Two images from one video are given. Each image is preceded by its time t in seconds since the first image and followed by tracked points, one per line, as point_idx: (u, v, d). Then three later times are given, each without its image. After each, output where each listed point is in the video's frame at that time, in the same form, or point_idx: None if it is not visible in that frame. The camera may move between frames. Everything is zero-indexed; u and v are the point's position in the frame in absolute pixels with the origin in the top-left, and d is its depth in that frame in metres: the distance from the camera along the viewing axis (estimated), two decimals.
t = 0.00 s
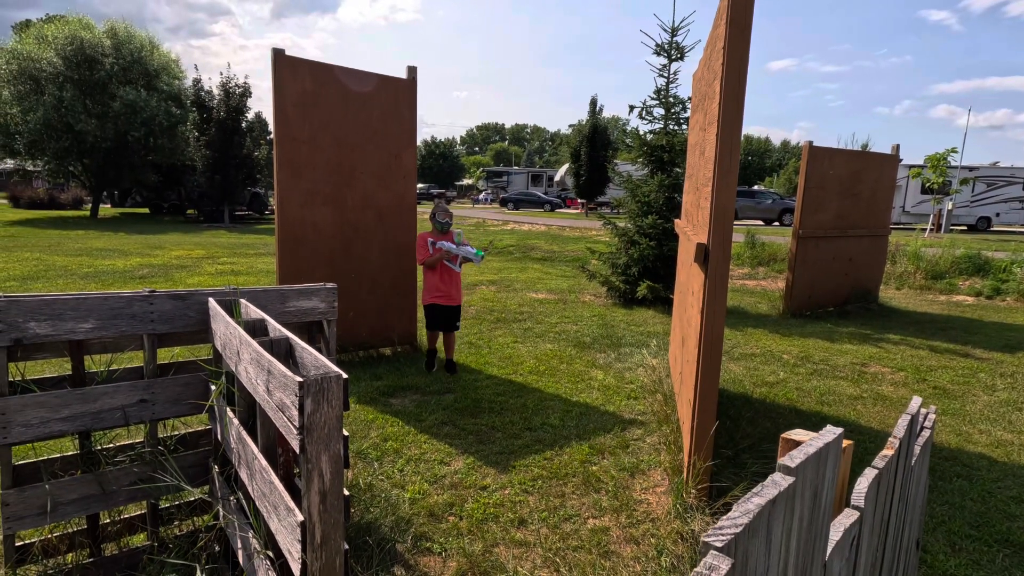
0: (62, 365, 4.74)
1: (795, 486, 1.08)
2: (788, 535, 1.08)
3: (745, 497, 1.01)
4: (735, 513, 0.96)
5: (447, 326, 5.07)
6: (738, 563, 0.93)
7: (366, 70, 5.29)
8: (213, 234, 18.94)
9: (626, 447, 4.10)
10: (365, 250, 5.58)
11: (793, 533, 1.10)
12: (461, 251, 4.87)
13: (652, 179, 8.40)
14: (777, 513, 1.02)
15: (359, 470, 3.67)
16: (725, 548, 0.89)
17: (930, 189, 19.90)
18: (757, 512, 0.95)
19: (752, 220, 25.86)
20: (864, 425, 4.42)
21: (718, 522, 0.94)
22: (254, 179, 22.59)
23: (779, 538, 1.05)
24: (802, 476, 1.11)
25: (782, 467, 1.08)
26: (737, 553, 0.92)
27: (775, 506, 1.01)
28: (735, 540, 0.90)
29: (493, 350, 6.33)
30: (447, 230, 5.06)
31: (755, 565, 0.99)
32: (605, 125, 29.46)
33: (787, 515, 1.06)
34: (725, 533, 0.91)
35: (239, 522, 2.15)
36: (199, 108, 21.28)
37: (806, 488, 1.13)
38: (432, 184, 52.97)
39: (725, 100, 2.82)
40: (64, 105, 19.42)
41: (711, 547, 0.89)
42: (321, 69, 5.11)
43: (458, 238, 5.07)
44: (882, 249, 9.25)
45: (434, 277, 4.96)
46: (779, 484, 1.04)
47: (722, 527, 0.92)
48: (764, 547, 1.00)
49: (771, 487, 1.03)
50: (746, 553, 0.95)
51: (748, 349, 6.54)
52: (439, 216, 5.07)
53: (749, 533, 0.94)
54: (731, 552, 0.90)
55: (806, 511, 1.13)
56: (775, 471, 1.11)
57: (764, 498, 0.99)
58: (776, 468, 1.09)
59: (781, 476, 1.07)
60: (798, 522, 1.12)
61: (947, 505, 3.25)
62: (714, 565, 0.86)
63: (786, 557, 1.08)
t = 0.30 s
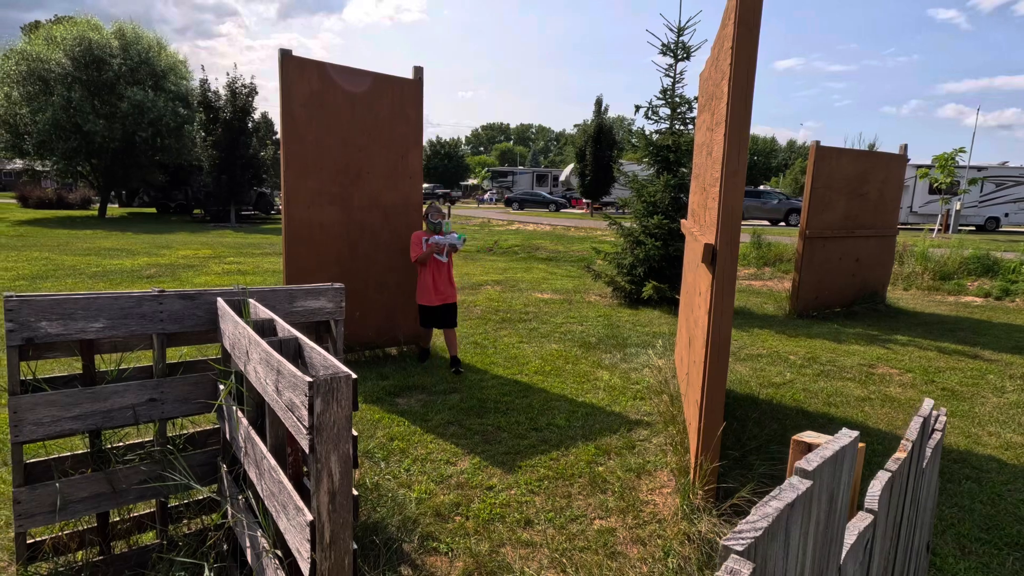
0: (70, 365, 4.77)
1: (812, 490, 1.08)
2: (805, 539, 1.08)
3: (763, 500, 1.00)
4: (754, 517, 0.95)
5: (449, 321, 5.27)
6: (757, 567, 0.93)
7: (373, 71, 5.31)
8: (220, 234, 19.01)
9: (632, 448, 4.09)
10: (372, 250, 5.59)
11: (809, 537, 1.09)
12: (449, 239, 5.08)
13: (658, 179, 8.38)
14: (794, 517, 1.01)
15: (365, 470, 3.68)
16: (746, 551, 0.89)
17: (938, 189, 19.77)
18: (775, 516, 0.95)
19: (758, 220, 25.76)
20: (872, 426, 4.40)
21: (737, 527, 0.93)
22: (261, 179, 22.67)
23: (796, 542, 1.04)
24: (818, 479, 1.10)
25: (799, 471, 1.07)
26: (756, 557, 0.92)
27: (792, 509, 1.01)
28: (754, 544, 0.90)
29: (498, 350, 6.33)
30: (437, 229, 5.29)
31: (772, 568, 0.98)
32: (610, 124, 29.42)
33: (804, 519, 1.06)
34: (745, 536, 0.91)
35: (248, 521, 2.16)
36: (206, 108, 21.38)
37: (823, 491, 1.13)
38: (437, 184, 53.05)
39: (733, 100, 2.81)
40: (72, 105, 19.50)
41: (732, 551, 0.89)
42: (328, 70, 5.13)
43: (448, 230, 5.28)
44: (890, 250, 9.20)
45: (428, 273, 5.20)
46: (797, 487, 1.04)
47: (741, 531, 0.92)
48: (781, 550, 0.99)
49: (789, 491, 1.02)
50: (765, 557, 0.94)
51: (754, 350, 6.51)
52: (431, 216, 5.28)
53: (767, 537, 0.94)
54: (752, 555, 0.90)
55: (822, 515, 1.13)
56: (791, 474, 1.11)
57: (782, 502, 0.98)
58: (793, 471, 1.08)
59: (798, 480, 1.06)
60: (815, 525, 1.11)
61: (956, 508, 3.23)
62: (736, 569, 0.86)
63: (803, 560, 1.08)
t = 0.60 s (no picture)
0: (76, 365, 4.78)
1: (825, 494, 1.07)
2: (817, 543, 1.07)
3: (778, 505, 1.00)
4: (769, 521, 0.95)
5: (452, 313, 5.35)
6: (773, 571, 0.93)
7: (377, 71, 5.32)
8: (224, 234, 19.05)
9: (636, 449, 4.08)
10: (376, 250, 5.60)
11: (822, 541, 1.09)
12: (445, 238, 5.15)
13: (661, 179, 8.38)
14: (809, 521, 1.01)
15: (370, 470, 3.68)
16: (762, 556, 0.88)
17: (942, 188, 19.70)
18: (791, 520, 0.94)
19: (761, 220, 25.70)
20: (877, 428, 4.38)
21: (753, 531, 0.93)
22: (264, 179, 22.71)
23: (810, 546, 1.04)
24: (832, 483, 1.10)
25: (812, 475, 1.07)
26: (772, 561, 0.91)
27: (808, 513, 1.01)
28: (770, 549, 0.89)
29: (502, 350, 6.34)
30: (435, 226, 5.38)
31: (787, 573, 0.98)
32: (613, 124, 29.40)
33: (817, 522, 1.05)
34: (762, 541, 0.90)
35: (254, 522, 2.16)
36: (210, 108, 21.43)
37: (835, 495, 1.12)
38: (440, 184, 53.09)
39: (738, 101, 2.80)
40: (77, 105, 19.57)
41: (749, 556, 0.88)
42: (332, 70, 5.13)
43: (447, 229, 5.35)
44: (894, 250, 9.17)
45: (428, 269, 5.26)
46: (811, 492, 1.03)
47: (757, 536, 0.91)
48: (796, 555, 0.99)
49: (803, 495, 1.02)
50: (781, 561, 0.94)
51: (758, 350, 6.50)
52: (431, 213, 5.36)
53: (783, 541, 0.93)
54: (768, 560, 0.90)
55: (834, 518, 1.12)
56: (804, 478, 1.10)
57: (797, 506, 0.98)
58: (806, 475, 1.08)
59: (811, 484, 1.06)
60: (827, 529, 1.11)
61: (961, 510, 3.22)
62: (753, 572, 0.84)
63: (816, 564, 1.07)
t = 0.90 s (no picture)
0: (75, 365, 4.79)
1: (824, 496, 1.08)
2: (816, 545, 1.07)
3: (776, 507, 1.00)
4: (768, 524, 0.95)
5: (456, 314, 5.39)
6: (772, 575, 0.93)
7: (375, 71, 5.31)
8: (223, 234, 19.02)
9: (635, 449, 4.09)
10: (375, 251, 5.60)
11: (821, 543, 1.09)
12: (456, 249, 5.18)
13: (660, 179, 8.39)
14: (808, 523, 1.01)
15: (369, 471, 3.68)
16: (761, 559, 0.89)
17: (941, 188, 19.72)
18: (789, 522, 0.95)
19: (760, 220, 25.72)
20: (876, 428, 4.39)
21: (751, 534, 0.93)
22: (263, 179, 22.70)
23: (809, 547, 1.04)
24: (830, 485, 1.10)
25: (811, 478, 1.07)
26: (771, 564, 0.91)
27: (806, 516, 1.01)
28: (769, 551, 0.89)
29: (501, 351, 6.34)
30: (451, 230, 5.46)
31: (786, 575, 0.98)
32: (612, 125, 29.40)
33: (816, 525, 1.06)
34: (761, 543, 0.90)
35: (254, 522, 2.16)
36: (209, 108, 21.42)
37: (834, 497, 1.13)
38: (439, 184, 53.13)
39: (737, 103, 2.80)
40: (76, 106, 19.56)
41: (747, 558, 0.88)
42: (331, 70, 5.13)
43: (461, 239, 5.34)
44: (893, 250, 9.18)
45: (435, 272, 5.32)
46: (810, 494, 1.03)
47: (756, 538, 0.91)
48: (795, 557, 0.99)
49: (802, 497, 1.02)
50: (779, 564, 0.94)
51: (757, 350, 6.50)
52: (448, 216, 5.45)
53: (782, 544, 0.93)
54: (767, 562, 0.90)
55: (833, 520, 1.13)
56: (803, 481, 1.10)
57: (796, 509, 0.98)
58: (805, 477, 1.08)
59: (810, 486, 1.06)
60: (826, 531, 1.11)
61: (960, 510, 3.23)
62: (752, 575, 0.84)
63: (815, 566, 1.07)
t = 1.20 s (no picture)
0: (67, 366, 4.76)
1: (814, 493, 1.08)
2: (806, 543, 1.07)
3: (766, 504, 1.00)
4: (757, 521, 0.95)
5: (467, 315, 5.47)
6: (762, 572, 0.92)
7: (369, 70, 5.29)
8: (217, 234, 18.94)
9: (631, 448, 4.09)
10: (369, 250, 5.58)
11: (812, 540, 1.09)
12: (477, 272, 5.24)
13: (656, 179, 8.39)
14: (797, 521, 1.01)
15: (364, 471, 3.67)
16: (750, 556, 0.88)
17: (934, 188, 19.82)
18: (779, 520, 0.95)
19: (755, 220, 25.79)
20: (870, 426, 4.41)
21: (741, 532, 0.92)
22: (258, 179, 22.62)
23: (799, 545, 1.04)
24: (820, 483, 1.10)
25: (801, 475, 1.07)
26: (760, 561, 0.91)
27: (796, 513, 1.01)
28: (758, 549, 0.89)
29: (496, 350, 6.33)
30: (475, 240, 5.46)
31: (776, 572, 0.98)
32: (608, 124, 29.42)
33: (807, 522, 1.05)
34: (750, 541, 0.90)
35: (247, 523, 2.15)
36: (202, 108, 21.32)
37: (825, 494, 1.13)
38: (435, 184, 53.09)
39: (731, 103, 2.80)
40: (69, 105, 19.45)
41: (736, 556, 0.88)
42: (325, 69, 5.11)
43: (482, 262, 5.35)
44: (887, 249, 9.23)
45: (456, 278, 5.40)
46: (800, 491, 1.03)
47: (745, 536, 0.91)
48: (784, 555, 0.99)
49: (792, 495, 1.02)
50: (769, 562, 0.94)
51: (752, 350, 6.52)
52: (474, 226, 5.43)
53: (772, 542, 0.93)
54: (757, 561, 0.89)
55: (824, 518, 1.13)
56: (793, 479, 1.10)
57: (786, 506, 0.98)
58: (796, 475, 1.08)
59: (800, 484, 1.06)
60: (817, 528, 1.11)
61: (954, 507, 3.24)
62: (741, 573, 0.84)
63: (805, 563, 1.07)
